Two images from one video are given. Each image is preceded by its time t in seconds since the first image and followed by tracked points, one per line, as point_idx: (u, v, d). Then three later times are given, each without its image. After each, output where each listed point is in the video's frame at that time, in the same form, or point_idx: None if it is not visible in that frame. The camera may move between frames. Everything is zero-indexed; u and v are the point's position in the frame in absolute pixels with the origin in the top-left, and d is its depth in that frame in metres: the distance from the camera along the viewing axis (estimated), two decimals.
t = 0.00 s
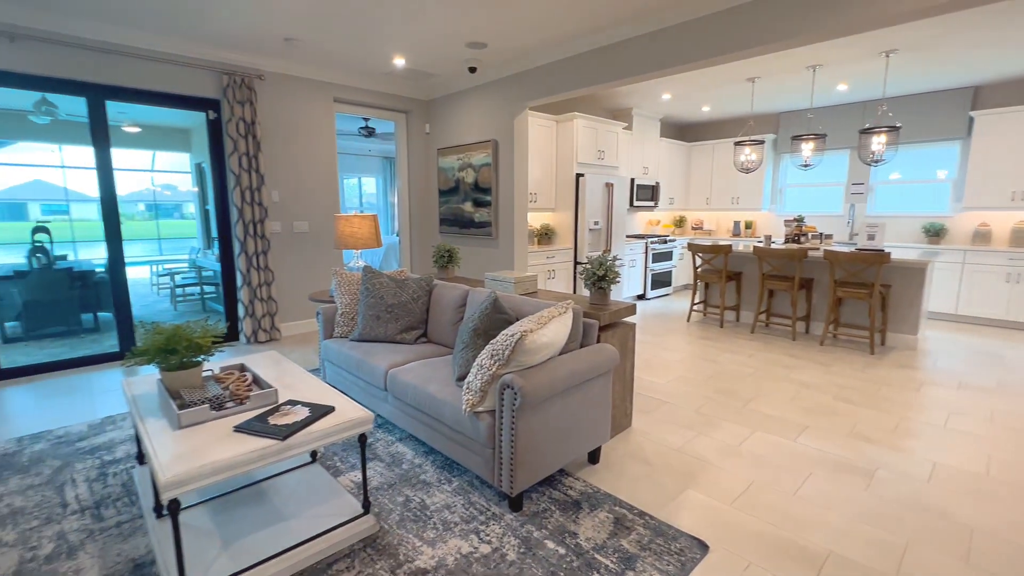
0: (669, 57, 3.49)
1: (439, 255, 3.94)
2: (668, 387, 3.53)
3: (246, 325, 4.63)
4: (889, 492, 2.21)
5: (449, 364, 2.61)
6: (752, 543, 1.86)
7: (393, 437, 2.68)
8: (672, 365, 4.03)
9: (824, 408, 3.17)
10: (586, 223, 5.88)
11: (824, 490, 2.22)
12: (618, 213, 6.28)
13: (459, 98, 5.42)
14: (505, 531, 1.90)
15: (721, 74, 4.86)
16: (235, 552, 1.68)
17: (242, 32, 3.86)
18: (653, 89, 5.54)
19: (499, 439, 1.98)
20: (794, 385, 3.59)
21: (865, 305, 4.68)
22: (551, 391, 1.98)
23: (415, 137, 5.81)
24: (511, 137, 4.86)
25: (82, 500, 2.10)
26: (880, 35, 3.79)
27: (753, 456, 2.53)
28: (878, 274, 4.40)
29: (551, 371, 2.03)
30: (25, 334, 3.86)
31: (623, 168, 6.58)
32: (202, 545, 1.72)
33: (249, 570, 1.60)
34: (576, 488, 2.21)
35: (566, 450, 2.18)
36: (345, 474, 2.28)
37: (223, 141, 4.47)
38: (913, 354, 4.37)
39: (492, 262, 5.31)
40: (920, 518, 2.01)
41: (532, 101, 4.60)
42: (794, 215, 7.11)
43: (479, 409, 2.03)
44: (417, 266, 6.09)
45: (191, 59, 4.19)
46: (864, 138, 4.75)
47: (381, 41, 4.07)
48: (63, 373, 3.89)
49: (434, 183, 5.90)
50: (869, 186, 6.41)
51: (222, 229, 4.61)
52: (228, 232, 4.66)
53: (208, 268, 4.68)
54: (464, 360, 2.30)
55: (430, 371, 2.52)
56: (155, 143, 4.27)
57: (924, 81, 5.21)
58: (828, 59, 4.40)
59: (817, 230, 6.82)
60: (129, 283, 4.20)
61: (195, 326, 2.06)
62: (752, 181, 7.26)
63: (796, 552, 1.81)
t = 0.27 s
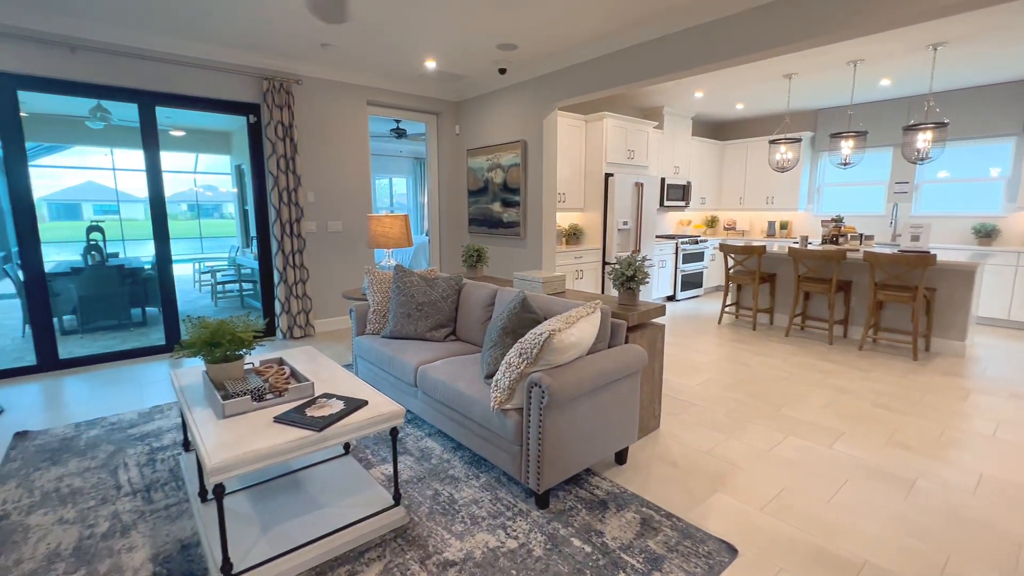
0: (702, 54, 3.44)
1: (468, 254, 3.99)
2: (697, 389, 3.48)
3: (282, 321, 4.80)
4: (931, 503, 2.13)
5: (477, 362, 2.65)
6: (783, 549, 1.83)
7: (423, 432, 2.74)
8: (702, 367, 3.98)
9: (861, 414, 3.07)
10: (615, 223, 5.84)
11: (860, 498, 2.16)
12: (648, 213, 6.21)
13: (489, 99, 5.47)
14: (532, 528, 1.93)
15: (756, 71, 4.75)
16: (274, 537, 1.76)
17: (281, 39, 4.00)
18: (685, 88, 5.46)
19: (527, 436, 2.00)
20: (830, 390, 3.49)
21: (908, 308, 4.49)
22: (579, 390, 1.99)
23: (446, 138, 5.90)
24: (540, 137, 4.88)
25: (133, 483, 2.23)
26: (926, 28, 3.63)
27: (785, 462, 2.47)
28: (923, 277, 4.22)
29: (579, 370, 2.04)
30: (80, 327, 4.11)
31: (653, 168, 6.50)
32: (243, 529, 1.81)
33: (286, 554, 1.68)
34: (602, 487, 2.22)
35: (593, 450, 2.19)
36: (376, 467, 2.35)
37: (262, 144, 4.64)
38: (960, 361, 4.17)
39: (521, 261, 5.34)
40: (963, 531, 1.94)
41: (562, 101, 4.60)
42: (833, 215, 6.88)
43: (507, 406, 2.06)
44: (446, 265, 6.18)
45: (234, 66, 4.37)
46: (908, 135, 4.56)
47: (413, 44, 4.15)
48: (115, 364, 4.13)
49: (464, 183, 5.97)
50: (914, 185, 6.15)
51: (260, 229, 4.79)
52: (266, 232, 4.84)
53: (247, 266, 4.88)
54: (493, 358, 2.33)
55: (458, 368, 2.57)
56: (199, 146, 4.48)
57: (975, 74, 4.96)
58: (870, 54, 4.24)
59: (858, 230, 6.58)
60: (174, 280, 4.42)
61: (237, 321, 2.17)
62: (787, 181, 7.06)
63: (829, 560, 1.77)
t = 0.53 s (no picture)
0: (737, 51, 3.37)
1: (498, 254, 4.03)
2: (729, 393, 3.41)
3: (317, 318, 4.94)
4: (978, 515, 2.04)
5: (506, 360, 2.68)
6: (819, 557, 1.79)
7: (452, 428, 2.79)
8: (734, 370, 3.90)
9: (903, 422, 2.95)
10: (645, 223, 5.78)
11: (902, 508, 2.08)
12: (678, 213, 6.12)
13: (518, 100, 5.49)
14: (560, 526, 1.94)
15: (793, 67, 4.62)
16: (311, 525, 1.83)
17: (318, 44, 4.12)
18: (718, 85, 5.35)
19: (556, 435, 2.02)
20: (869, 396, 3.37)
21: (956, 313, 4.29)
22: (608, 390, 1.99)
23: (475, 139, 5.95)
24: (570, 137, 4.87)
25: (180, 470, 2.35)
26: (979, 19, 3.45)
27: (821, 468, 2.41)
28: (972, 280, 4.02)
29: (609, 370, 2.04)
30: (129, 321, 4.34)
31: (684, 167, 6.40)
32: (283, 517, 1.88)
33: (323, 541, 1.74)
34: (631, 488, 2.21)
35: (622, 450, 2.19)
36: (408, 461, 2.40)
37: (299, 146, 4.79)
38: (1012, 369, 3.96)
39: (549, 261, 5.35)
40: (1014, 546, 1.85)
41: (592, 101, 4.58)
42: (874, 215, 6.63)
43: (536, 405, 2.08)
44: (474, 264, 6.24)
45: (274, 71, 4.53)
46: (958, 132, 4.36)
47: (445, 47, 4.21)
48: (161, 357, 4.34)
49: (493, 183, 6.02)
50: (964, 184, 5.86)
51: (296, 228, 4.95)
52: (301, 231, 4.99)
53: (283, 264, 5.05)
54: (522, 357, 2.35)
55: (488, 367, 2.60)
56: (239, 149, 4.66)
57: None
58: (917, 47, 4.07)
59: (901, 231, 6.31)
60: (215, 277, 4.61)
61: (277, 317, 2.26)
62: (826, 179, 6.83)
63: (868, 570, 1.72)
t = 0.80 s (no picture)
0: (774, 48, 3.29)
1: (527, 254, 4.04)
2: (763, 397, 3.34)
3: (350, 315, 5.07)
4: None
5: (535, 360, 2.69)
6: (856, 567, 1.74)
7: (481, 426, 2.82)
8: (768, 374, 3.81)
9: (950, 431, 2.83)
10: (676, 223, 5.69)
11: (946, 521, 2.00)
12: (711, 213, 6.01)
13: (548, 100, 5.49)
14: (589, 525, 1.94)
15: (834, 62, 4.47)
16: (345, 515, 1.89)
17: (353, 48, 4.23)
18: (754, 82, 5.22)
19: (585, 435, 2.02)
20: (912, 404, 3.23)
21: (1009, 319, 4.07)
22: (639, 390, 1.98)
23: (505, 139, 5.99)
24: (600, 137, 4.84)
25: (223, 458, 2.46)
26: None
27: (860, 477, 2.33)
28: None
29: (639, 371, 2.03)
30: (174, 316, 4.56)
31: (717, 166, 6.28)
32: (319, 506, 1.95)
33: (357, 531, 1.80)
34: (661, 491, 2.19)
35: (652, 452, 2.17)
36: (438, 456, 2.45)
37: (334, 148, 4.92)
38: None
39: (578, 261, 5.34)
40: None
41: (622, 100, 4.55)
42: (920, 215, 6.34)
43: (565, 404, 2.09)
44: (503, 264, 6.28)
45: (310, 75, 4.67)
46: (1012, 127, 4.14)
47: (476, 49, 4.26)
48: (203, 351, 4.54)
49: (522, 183, 6.04)
50: (1019, 182, 5.55)
51: (330, 228, 5.09)
52: (335, 230, 5.13)
53: (317, 262, 5.20)
54: (552, 356, 2.37)
55: (517, 365, 2.62)
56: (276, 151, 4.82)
57: None
58: (968, 39, 3.88)
59: (949, 232, 6.02)
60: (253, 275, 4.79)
61: (314, 314, 2.34)
62: (867, 178, 6.58)
63: None
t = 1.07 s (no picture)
0: (810, 42, 3.20)
1: (554, 253, 4.04)
2: (796, 401, 3.25)
3: (379, 312, 5.18)
4: None
5: (561, 358, 2.70)
6: None
7: (507, 423, 2.85)
8: (802, 378, 3.70)
9: (997, 441, 2.70)
10: (706, 223, 5.59)
11: (991, 533, 1.92)
12: (743, 213, 5.88)
13: (576, 99, 5.48)
14: (615, 525, 1.94)
15: (875, 56, 4.31)
16: (376, 506, 1.94)
17: (384, 51, 4.32)
18: (789, 78, 5.08)
19: (612, 434, 2.02)
20: (957, 412, 3.10)
21: None
22: (667, 391, 1.97)
23: (533, 138, 5.99)
24: (628, 136, 4.80)
25: (259, 448, 2.56)
26: None
27: (898, 486, 2.25)
28: None
29: (667, 372, 2.01)
30: (213, 311, 4.74)
31: (750, 165, 6.14)
32: (351, 496, 2.01)
33: (387, 522, 1.84)
34: (689, 493, 2.17)
35: (680, 454, 2.15)
36: (465, 452, 2.49)
37: (365, 149, 5.03)
38: None
39: (605, 261, 5.31)
40: None
41: (652, 99, 4.50)
42: (967, 215, 6.05)
43: (593, 403, 2.09)
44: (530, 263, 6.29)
45: (343, 78, 4.78)
46: None
47: (505, 49, 4.29)
48: (240, 345, 4.71)
49: (549, 182, 6.04)
50: None
51: (360, 227, 5.21)
52: (365, 229, 5.25)
53: (348, 261, 5.33)
54: (579, 355, 2.37)
55: (543, 364, 2.63)
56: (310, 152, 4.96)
57: None
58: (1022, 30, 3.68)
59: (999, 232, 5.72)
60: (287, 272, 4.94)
61: (347, 310, 2.40)
62: (910, 176, 6.31)
63: None
